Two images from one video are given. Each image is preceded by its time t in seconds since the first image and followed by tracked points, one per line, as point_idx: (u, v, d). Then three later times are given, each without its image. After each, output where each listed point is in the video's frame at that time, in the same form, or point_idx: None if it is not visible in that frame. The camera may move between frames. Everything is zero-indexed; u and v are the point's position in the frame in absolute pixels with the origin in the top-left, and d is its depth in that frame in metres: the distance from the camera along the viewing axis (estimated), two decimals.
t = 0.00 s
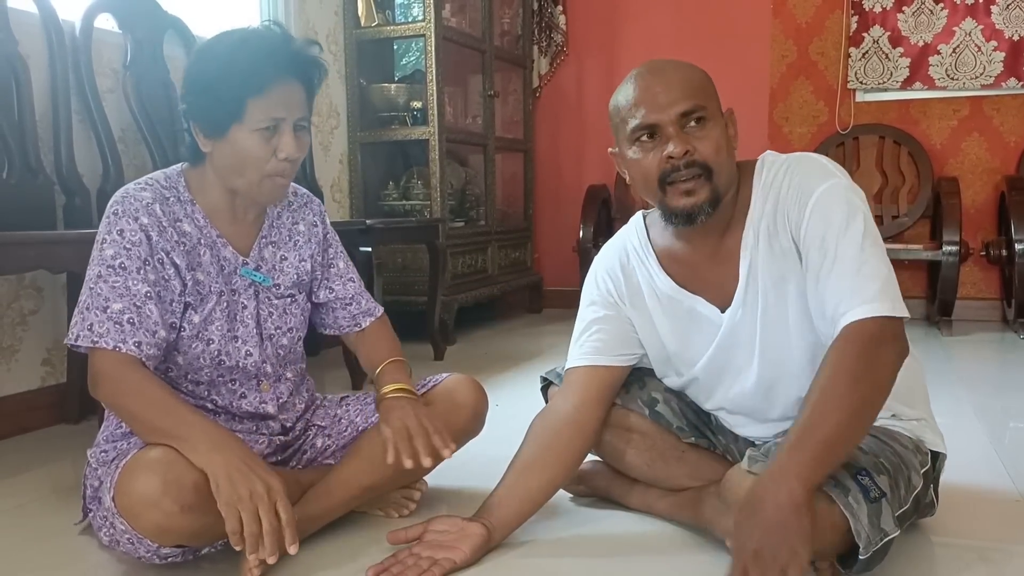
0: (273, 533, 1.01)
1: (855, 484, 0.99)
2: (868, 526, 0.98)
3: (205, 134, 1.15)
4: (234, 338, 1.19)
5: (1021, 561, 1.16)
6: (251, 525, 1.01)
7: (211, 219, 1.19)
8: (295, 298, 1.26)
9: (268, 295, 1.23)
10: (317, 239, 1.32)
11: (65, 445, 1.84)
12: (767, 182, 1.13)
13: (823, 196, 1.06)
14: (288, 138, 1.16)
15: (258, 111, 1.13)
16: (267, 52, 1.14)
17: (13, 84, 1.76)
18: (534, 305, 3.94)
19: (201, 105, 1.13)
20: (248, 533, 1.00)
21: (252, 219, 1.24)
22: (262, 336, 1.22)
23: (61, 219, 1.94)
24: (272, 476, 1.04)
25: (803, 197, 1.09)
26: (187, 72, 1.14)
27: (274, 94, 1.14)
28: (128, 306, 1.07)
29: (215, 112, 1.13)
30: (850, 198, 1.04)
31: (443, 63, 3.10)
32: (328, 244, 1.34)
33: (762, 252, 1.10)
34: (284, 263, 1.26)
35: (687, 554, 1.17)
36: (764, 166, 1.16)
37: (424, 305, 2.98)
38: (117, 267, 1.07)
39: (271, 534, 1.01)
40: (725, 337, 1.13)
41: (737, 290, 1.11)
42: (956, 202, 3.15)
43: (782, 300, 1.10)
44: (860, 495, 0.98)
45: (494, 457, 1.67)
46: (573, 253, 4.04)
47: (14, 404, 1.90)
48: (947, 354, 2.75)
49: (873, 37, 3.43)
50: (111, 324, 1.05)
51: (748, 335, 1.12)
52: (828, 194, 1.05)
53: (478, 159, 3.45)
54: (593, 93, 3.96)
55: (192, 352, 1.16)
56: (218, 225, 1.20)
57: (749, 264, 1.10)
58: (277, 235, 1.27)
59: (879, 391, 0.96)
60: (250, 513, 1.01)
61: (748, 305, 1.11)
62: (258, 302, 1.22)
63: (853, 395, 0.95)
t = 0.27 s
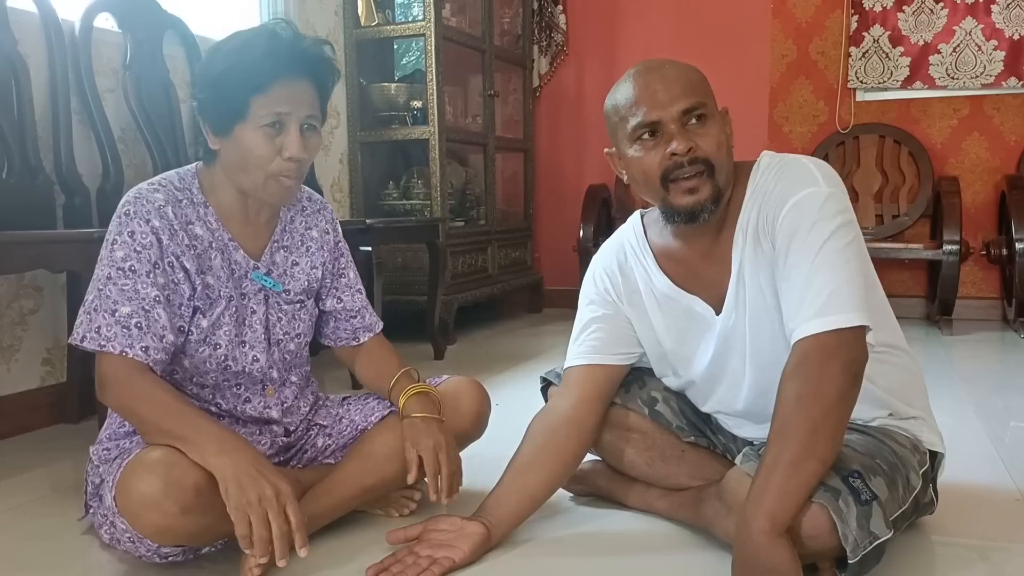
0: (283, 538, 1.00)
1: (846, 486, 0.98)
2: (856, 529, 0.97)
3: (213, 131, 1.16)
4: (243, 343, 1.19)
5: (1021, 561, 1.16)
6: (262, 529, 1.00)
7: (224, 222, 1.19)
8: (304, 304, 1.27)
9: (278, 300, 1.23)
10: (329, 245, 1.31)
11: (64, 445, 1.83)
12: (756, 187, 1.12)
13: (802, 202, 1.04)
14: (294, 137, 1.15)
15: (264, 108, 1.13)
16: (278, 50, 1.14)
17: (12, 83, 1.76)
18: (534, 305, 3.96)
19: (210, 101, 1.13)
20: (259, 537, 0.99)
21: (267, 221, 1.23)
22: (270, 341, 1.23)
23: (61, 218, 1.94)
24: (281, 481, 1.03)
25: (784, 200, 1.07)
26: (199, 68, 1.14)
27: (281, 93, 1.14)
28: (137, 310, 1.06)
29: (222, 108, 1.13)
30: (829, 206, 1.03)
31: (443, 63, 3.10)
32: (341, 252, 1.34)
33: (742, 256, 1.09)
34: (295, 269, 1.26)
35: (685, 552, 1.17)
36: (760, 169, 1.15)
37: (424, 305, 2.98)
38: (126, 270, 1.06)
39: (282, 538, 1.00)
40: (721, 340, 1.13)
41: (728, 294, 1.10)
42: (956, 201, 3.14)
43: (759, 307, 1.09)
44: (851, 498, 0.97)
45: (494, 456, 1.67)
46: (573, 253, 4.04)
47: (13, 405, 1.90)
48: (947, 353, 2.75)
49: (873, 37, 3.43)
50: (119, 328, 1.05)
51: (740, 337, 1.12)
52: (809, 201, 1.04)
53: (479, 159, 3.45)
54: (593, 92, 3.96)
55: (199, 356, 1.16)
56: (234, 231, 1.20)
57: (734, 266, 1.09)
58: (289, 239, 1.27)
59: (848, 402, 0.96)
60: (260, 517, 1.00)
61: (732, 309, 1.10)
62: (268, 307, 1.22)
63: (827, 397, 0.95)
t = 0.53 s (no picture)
0: (292, 531, 1.01)
1: (848, 487, 0.98)
2: (859, 529, 0.97)
3: (206, 127, 1.16)
4: (243, 346, 1.19)
5: (1022, 560, 1.16)
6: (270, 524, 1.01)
7: (223, 223, 1.19)
8: (304, 305, 1.26)
9: (278, 301, 1.23)
10: (331, 245, 1.31)
11: (65, 444, 1.83)
12: (755, 186, 1.12)
13: (802, 200, 1.04)
14: (284, 124, 1.15)
15: (254, 97, 1.14)
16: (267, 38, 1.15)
17: (13, 83, 1.76)
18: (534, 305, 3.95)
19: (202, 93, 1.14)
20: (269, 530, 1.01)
21: (265, 220, 1.23)
22: (270, 342, 1.22)
23: (61, 218, 1.94)
24: (287, 476, 1.04)
25: (784, 199, 1.07)
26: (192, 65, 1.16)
27: (270, 80, 1.14)
28: (135, 315, 1.06)
29: (213, 99, 1.14)
30: (830, 205, 1.03)
31: (444, 63, 3.10)
32: (342, 251, 1.33)
33: (743, 254, 1.09)
34: (296, 269, 1.26)
35: (685, 551, 1.17)
36: (760, 168, 1.14)
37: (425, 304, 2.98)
38: (124, 275, 1.07)
39: (290, 531, 1.01)
40: (720, 340, 1.13)
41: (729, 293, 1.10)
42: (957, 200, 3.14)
43: (759, 305, 1.09)
44: (853, 498, 0.97)
45: (494, 456, 1.67)
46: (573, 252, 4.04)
47: (13, 405, 1.89)
48: (949, 353, 2.74)
49: (873, 36, 3.43)
50: (117, 335, 1.06)
51: (739, 336, 1.12)
52: (810, 199, 1.04)
53: (479, 158, 3.45)
54: (593, 92, 3.96)
55: (198, 359, 1.16)
56: (230, 227, 1.20)
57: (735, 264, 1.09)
58: (290, 239, 1.26)
59: (848, 399, 0.96)
60: (267, 513, 1.01)
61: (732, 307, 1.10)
62: (267, 309, 1.21)
63: (828, 393, 0.95)
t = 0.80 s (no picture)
0: (298, 516, 1.03)
1: (849, 488, 0.98)
2: (860, 531, 0.97)
3: (187, 124, 1.16)
4: (233, 350, 1.18)
5: (1021, 560, 1.16)
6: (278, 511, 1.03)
7: (212, 225, 1.18)
8: (298, 306, 1.25)
9: (269, 304, 1.22)
10: (326, 244, 1.30)
11: (64, 444, 1.83)
12: (754, 191, 1.12)
13: (803, 200, 1.05)
14: (263, 106, 1.15)
15: (231, 82, 1.14)
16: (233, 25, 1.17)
17: (12, 82, 1.76)
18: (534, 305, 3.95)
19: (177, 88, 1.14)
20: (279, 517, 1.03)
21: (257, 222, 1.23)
22: (263, 346, 1.22)
23: (60, 218, 1.94)
24: (286, 461, 1.05)
25: (784, 200, 1.07)
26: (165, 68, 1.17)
27: (245, 64, 1.15)
28: (123, 323, 1.06)
29: (189, 92, 1.14)
30: (830, 206, 1.03)
31: (443, 62, 3.10)
32: (338, 248, 1.32)
33: (743, 259, 1.09)
34: (289, 270, 1.24)
35: (684, 551, 1.17)
36: (758, 171, 1.14)
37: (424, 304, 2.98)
38: (110, 282, 1.07)
39: (296, 517, 1.03)
40: (719, 342, 1.13)
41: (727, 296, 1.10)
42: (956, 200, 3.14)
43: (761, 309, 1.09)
44: (854, 500, 0.98)
45: (494, 456, 1.67)
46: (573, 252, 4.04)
47: (12, 405, 1.89)
48: (948, 353, 2.74)
49: (872, 36, 3.43)
50: (106, 344, 1.06)
51: (738, 339, 1.12)
52: (810, 200, 1.04)
53: (478, 158, 3.45)
54: (593, 91, 3.96)
55: (189, 364, 1.16)
56: (217, 228, 1.19)
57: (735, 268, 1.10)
58: (283, 239, 1.25)
59: (852, 401, 0.95)
60: (272, 501, 1.03)
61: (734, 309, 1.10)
62: (258, 312, 1.20)
63: (833, 395, 0.94)
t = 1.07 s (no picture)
0: (304, 534, 1.03)
1: (854, 489, 0.99)
2: (864, 532, 0.97)
3: (174, 128, 1.15)
4: (228, 353, 1.18)
5: (1021, 561, 1.16)
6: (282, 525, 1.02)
7: (202, 230, 1.18)
8: (292, 306, 1.25)
9: (263, 306, 1.22)
10: (316, 243, 1.30)
11: (64, 445, 1.84)
12: (753, 198, 1.12)
13: (805, 209, 1.04)
14: (251, 113, 1.14)
15: (217, 89, 1.13)
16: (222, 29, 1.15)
17: (13, 83, 1.76)
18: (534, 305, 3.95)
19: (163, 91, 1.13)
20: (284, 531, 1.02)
21: (247, 226, 1.22)
22: (258, 348, 1.22)
23: (61, 218, 1.94)
24: (294, 477, 1.05)
25: (788, 207, 1.07)
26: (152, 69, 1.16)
27: (232, 69, 1.14)
28: (119, 327, 1.06)
29: (175, 97, 1.12)
30: (834, 211, 1.02)
31: (443, 63, 3.10)
32: (330, 246, 1.32)
33: (746, 267, 1.09)
34: (281, 270, 1.25)
35: (684, 551, 1.17)
36: (757, 178, 1.14)
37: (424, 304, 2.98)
38: (105, 287, 1.07)
39: (302, 533, 1.03)
40: (720, 347, 1.13)
41: (727, 302, 1.10)
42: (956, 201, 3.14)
43: (766, 314, 1.09)
44: (859, 501, 0.98)
45: (494, 456, 1.67)
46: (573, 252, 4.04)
47: (13, 406, 1.89)
48: (949, 353, 2.74)
49: (873, 36, 3.43)
50: (105, 348, 1.06)
51: (741, 343, 1.12)
52: (812, 206, 1.04)
53: (479, 158, 3.45)
54: (593, 92, 3.96)
55: (184, 369, 1.17)
56: (206, 230, 1.18)
57: (737, 275, 1.09)
58: (274, 239, 1.25)
59: (869, 409, 0.94)
60: (278, 517, 1.02)
61: (738, 316, 1.10)
62: (252, 314, 1.21)
63: (848, 402, 0.93)
